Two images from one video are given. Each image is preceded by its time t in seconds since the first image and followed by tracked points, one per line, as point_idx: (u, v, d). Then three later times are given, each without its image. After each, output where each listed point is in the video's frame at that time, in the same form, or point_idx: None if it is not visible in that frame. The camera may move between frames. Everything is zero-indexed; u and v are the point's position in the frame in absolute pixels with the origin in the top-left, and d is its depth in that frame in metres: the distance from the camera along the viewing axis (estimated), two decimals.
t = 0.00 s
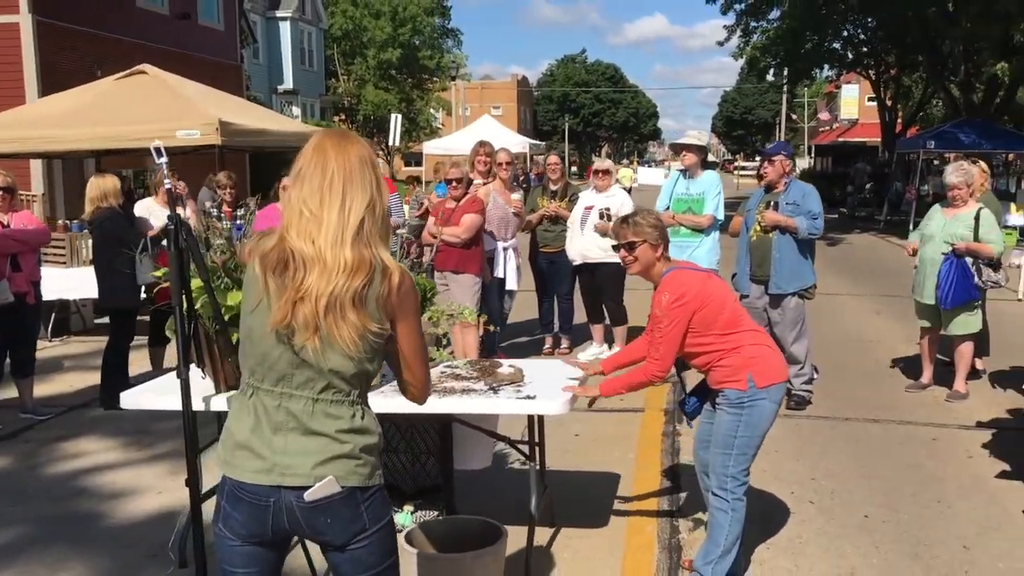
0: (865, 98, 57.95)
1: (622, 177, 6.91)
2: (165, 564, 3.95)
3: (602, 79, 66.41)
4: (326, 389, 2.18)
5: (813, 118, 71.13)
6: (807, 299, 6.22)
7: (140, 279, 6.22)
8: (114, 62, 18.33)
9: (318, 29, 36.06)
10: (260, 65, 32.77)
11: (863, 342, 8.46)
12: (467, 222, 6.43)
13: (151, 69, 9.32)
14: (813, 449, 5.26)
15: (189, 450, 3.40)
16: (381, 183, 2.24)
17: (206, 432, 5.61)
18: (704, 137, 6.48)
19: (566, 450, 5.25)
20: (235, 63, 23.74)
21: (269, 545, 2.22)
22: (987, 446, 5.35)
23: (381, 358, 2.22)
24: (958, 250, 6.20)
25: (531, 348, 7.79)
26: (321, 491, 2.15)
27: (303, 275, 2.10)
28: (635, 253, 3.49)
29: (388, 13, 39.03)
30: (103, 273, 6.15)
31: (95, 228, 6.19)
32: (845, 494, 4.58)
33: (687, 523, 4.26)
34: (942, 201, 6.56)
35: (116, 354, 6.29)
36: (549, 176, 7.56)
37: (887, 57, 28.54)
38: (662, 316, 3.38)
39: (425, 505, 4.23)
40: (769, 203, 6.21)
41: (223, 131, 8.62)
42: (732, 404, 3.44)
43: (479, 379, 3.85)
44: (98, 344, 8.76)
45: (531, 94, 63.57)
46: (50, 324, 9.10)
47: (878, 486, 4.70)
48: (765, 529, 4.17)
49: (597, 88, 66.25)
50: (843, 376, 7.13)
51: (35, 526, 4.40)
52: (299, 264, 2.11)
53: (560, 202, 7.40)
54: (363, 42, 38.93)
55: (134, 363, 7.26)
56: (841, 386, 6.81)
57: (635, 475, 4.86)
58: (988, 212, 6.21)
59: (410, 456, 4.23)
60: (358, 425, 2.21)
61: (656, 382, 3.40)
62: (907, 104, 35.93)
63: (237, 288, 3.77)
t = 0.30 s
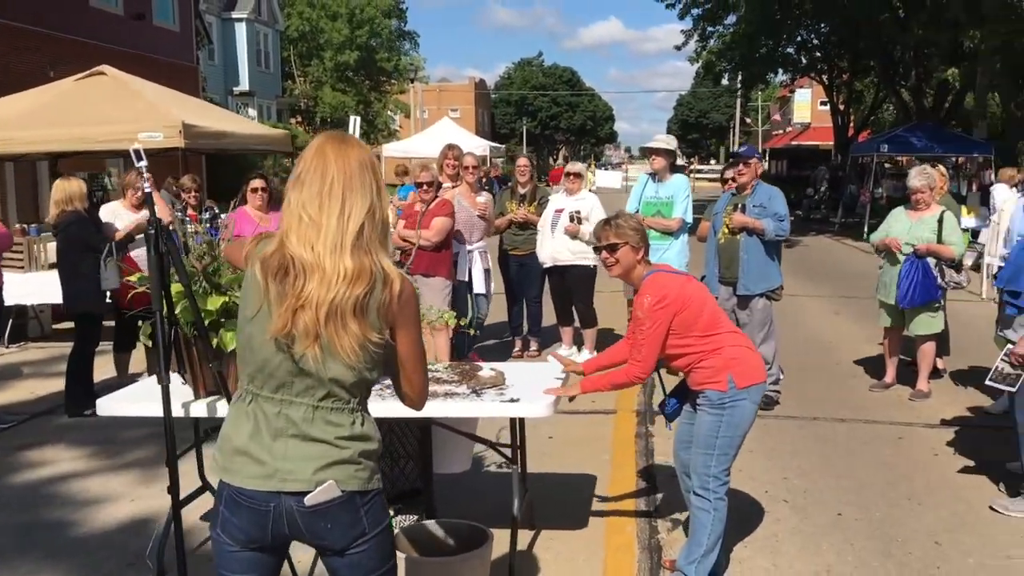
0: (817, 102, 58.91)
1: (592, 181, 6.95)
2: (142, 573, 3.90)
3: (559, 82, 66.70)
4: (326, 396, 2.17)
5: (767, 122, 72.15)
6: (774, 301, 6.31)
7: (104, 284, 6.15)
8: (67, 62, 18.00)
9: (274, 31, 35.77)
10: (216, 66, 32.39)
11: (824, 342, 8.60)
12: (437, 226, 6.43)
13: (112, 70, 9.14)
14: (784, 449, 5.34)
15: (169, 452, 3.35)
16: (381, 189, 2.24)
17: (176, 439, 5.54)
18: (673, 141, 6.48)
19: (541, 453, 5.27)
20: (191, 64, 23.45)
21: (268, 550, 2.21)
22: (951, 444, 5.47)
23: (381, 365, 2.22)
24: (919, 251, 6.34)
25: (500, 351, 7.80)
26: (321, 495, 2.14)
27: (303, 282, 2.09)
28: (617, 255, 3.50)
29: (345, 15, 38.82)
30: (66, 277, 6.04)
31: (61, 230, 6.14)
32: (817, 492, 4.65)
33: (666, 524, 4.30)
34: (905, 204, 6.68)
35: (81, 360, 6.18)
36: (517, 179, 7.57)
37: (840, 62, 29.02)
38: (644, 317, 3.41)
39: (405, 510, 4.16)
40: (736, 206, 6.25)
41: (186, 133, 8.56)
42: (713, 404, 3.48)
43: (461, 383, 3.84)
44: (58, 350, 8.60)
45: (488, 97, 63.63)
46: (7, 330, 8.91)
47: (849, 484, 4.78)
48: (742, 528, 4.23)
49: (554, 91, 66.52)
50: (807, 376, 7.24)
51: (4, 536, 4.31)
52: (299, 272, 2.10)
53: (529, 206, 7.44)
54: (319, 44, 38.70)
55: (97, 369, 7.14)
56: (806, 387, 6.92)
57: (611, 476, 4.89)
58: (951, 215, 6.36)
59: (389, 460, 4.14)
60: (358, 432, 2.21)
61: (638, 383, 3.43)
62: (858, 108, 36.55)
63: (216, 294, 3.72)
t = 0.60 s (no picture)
0: (779, 106, 59.52)
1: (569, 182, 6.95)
2: None
3: (524, 86, 66.87)
4: (327, 402, 2.13)
5: (729, 126, 72.80)
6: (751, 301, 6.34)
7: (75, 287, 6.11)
8: (27, 63, 17.67)
9: (237, 32, 35.44)
10: (177, 68, 31.97)
11: (795, 342, 8.67)
12: (414, 227, 6.34)
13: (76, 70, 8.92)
14: (763, 449, 5.36)
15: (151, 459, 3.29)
16: (388, 192, 2.20)
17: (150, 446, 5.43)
18: (650, 143, 6.50)
19: (523, 455, 5.24)
20: (153, 66, 23.14)
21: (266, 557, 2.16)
22: (926, 442, 5.53)
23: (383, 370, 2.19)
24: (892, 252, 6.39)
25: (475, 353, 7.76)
26: (322, 500, 2.10)
27: (308, 284, 2.05)
28: (605, 255, 3.49)
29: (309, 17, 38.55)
30: (34, 280, 5.91)
31: (28, 233, 6.00)
32: (799, 491, 4.68)
33: (651, 524, 4.29)
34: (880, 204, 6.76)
35: (49, 366, 6.05)
36: (492, 181, 7.53)
37: (801, 66, 29.35)
38: (633, 317, 3.39)
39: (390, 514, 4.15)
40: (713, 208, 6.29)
41: (154, 134, 8.43)
42: (702, 404, 3.47)
43: (448, 385, 3.80)
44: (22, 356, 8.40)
45: (452, 100, 63.51)
46: None
47: (830, 483, 4.80)
48: (728, 528, 4.23)
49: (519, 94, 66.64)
50: (781, 377, 7.28)
51: None
52: (304, 274, 2.06)
53: (505, 209, 7.41)
54: (283, 45, 38.41)
55: (65, 375, 6.99)
56: (782, 387, 6.96)
57: (593, 477, 4.88)
58: (925, 216, 6.44)
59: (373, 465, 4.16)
60: (359, 438, 2.17)
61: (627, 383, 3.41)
62: (820, 112, 36.97)
63: (198, 296, 3.63)
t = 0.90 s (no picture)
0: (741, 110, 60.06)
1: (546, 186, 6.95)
2: None
3: (488, 89, 66.84)
4: (333, 411, 2.09)
5: (692, 129, 73.33)
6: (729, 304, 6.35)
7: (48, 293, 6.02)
8: None
9: (199, 34, 35.04)
10: (138, 69, 31.49)
11: (768, 345, 8.73)
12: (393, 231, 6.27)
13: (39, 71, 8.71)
14: (745, 451, 5.39)
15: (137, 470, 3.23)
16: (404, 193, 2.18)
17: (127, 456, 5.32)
18: (628, 146, 6.53)
19: (506, 460, 5.21)
20: (115, 68, 22.78)
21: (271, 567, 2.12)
22: (903, 442, 5.60)
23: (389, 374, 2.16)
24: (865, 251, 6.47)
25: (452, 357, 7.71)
26: (329, 510, 2.06)
27: (321, 278, 2.02)
28: (597, 259, 3.49)
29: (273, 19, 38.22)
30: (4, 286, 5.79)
31: None
32: (783, 493, 4.71)
33: (639, 528, 4.29)
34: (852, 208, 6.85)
35: (19, 374, 5.91)
36: (469, 185, 7.49)
37: (764, 71, 29.67)
38: (627, 321, 3.38)
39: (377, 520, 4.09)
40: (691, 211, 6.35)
41: (123, 137, 8.28)
42: (695, 407, 3.47)
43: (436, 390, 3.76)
44: None
45: (416, 104, 63.32)
46: None
47: (813, 484, 4.84)
48: (716, 530, 4.25)
49: (484, 97, 66.62)
50: (757, 379, 7.33)
51: None
52: (320, 258, 2.04)
53: (482, 214, 7.39)
54: (246, 47, 38.05)
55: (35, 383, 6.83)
56: (758, 389, 7.00)
57: (578, 481, 4.87)
58: (898, 218, 6.55)
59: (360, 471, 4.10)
60: (364, 448, 2.13)
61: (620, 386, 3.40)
62: (782, 116, 37.37)
63: (183, 301, 3.58)
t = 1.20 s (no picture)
0: (697, 113, 60.60)
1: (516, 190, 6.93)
2: None
3: (445, 92, 66.76)
4: (338, 422, 2.06)
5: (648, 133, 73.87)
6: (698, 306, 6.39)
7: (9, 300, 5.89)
8: None
9: (153, 35, 34.58)
10: (90, 71, 30.94)
11: (734, 347, 8.82)
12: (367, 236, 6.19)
13: None
14: (718, 454, 5.43)
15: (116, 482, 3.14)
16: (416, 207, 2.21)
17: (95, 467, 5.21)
18: (598, 151, 6.54)
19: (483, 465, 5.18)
20: (68, 70, 22.39)
21: None
22: (872, 443, 5.68)
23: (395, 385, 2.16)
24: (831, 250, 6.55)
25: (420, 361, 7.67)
26: (330, 525, 2.04)
27: (343, 283, 2.02)
28: (581, 265, 3.49)
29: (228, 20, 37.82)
30: None
31: None
32: (758, 494, 4.75)
33: (619, 531, 4.31)
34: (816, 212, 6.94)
35: None
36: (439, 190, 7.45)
37: (720, 75, 30.01)
38: (612, 326, 3.39)
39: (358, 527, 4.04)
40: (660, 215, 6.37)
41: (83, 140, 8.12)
42: (679, 411, 3.48)
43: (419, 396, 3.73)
44: None
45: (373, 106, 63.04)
46: None
47: (787, 486, 4.89)
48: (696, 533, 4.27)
49: (441, 100, 66.52)
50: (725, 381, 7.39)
51: None
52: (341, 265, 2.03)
53: (452, 218, 7.36)
54: (201, 49, 37.62)
55: None
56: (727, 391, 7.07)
57: (555, 485, 4.87)
58: (863, 221, 6.66)
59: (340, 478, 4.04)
60: (366, 461, 2.11)
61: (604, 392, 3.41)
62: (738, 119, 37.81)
63: (162, 308, 3.51)
